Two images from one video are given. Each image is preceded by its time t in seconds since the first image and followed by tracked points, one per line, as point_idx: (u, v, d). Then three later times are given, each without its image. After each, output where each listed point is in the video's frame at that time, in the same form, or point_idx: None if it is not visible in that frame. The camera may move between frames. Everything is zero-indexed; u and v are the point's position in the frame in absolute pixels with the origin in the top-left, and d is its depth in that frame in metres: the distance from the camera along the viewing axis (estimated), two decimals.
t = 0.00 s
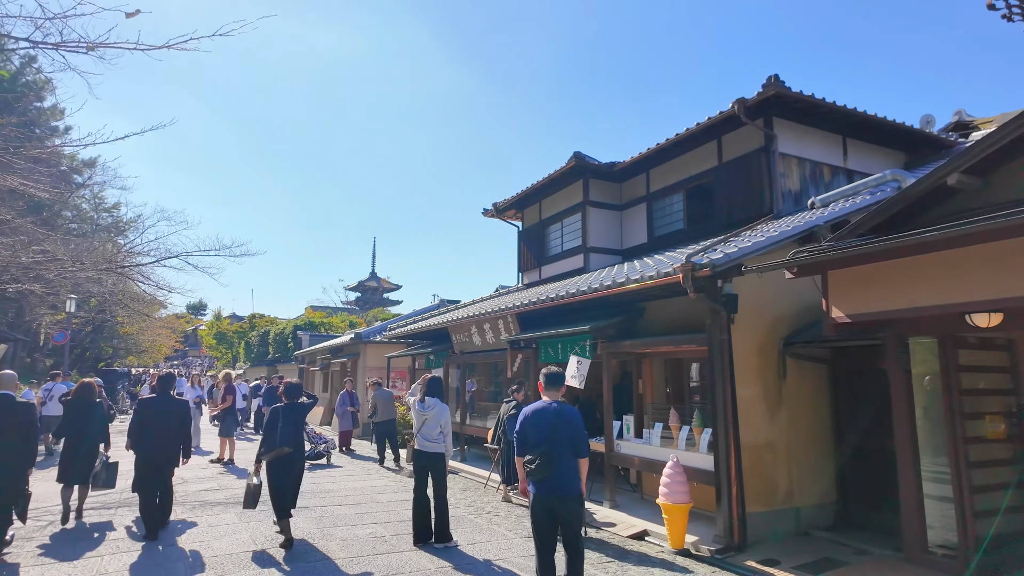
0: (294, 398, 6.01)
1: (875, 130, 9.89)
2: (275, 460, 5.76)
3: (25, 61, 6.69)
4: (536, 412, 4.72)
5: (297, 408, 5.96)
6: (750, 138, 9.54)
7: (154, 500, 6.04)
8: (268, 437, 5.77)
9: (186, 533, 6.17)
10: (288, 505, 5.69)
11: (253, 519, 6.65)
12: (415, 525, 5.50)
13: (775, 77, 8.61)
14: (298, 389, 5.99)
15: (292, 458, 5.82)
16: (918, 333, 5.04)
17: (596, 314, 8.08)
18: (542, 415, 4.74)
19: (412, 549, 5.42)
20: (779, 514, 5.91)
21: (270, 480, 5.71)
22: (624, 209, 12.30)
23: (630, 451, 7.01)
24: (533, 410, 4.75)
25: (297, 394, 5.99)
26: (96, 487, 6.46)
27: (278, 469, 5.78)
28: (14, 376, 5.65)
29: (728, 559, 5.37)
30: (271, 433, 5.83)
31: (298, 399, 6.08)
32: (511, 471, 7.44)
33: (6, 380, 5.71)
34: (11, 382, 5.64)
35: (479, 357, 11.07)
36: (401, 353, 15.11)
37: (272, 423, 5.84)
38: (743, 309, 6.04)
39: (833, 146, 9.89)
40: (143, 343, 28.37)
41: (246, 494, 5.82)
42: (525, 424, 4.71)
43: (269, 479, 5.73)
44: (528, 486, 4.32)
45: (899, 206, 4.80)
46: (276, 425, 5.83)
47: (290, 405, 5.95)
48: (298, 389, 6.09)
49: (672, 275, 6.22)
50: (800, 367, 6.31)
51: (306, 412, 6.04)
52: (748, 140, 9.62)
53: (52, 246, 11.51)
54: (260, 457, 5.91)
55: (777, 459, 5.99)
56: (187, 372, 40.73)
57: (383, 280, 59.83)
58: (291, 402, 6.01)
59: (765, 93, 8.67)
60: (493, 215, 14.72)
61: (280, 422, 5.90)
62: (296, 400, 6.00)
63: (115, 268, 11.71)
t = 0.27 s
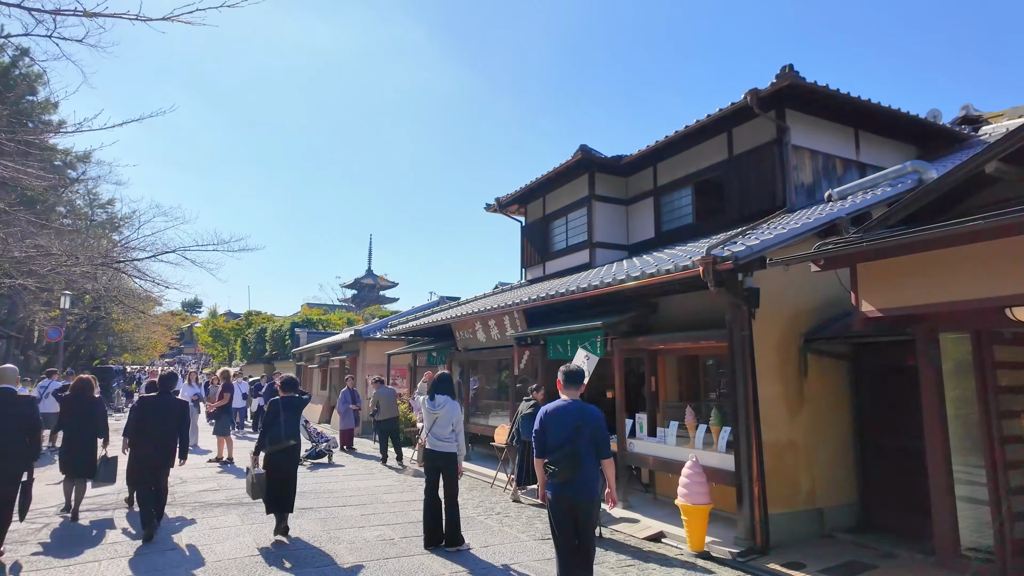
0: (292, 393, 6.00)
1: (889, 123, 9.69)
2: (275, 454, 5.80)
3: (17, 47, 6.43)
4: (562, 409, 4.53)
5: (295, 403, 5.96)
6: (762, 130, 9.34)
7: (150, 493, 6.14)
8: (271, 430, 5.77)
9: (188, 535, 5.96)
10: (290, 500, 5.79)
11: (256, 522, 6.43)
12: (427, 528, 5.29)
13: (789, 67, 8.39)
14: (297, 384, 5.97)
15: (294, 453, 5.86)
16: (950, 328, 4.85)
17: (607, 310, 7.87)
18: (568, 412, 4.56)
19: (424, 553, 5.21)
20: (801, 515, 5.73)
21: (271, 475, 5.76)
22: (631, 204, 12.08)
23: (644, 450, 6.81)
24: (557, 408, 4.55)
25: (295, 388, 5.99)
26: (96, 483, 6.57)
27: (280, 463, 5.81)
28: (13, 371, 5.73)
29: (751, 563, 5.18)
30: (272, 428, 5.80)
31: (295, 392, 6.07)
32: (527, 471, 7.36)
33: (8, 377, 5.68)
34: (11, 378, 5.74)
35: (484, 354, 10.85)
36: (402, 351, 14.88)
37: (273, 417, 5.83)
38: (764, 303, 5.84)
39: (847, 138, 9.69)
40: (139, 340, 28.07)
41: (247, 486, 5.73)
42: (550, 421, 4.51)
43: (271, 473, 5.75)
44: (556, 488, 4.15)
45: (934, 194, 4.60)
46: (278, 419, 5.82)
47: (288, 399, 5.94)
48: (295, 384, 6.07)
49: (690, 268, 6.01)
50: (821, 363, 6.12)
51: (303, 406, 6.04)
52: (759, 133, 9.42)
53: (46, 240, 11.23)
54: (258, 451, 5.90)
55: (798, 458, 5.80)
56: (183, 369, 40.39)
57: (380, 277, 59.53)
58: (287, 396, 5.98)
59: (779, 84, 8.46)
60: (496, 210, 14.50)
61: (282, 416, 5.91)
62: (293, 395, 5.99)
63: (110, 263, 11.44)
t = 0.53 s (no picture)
0: (285, 394, 6.13)
1: (903, 115, 9.50)
2: (275, 453, 5.97)
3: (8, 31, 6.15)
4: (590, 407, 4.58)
5: (289, 403, 6.08)
6: (776, 122, 9.12)
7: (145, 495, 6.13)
8: (268, 430, 5.94)
9: (190, 539, 5.74)
10: (297, 495, 5.95)
11: (259, 525, 6.19)
12: (440, 532, 5.08)
13: (806, 57, 8.18)
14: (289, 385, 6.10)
15: (289, 450, 6.00)
16: (987, 323, 4.65)
17: (619, 306, 7.66)
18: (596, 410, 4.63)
19: (436, 559, 4.98)
20: (826, 517, 5.53)
21: (271, 474, 5.91)
22: (638, 199, 11.87)
23: (660, 450, 6.60)
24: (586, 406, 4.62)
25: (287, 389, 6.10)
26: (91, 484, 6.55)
27: (277, 461, 5.96)
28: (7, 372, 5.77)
29: (778, 567, 4.98)
30: (269, 427, 5.99)
31: (287, 393, 6.23)
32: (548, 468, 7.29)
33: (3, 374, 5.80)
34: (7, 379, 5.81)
35: (489, 351, 10.63)
36: (405, 349, 14.64)
37: (268, 418, 5.99)
38: (788, 298, 5.63)
39: (860, 131, 9.49)
40: (136, 339, 27.78)
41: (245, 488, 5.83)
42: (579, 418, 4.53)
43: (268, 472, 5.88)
44: (591, 483, 4.17)
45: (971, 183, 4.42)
46: (274, 420, 5.99)
47: (282, 400, 6.09)
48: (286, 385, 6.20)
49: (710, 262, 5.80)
50: (845, 359, 5.92)
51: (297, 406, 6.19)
52: (773, 125, 9.20)
53: (40, 236, 10.98)
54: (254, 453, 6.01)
55: (823, 457, 5.60)
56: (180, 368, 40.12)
57: (378, 275, 59.27)
58: (279, 396, 6.13)
59: (796, 74, 8.24)
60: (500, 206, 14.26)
61: (275, 417, 6.03)
62: (287, 395, 6.12)
63: (107, 259, 11.18)
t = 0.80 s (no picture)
0: (276, 392, 6.21)
1: (921, 109, 9.29)
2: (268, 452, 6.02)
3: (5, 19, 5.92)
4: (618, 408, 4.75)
5: (280, 401, 6.19)
6: (793, 117, 8.92)
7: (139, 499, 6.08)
8: (262, 428, 6.00)
9: (195, 546, 5.54)
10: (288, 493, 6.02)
11: (266, 531, 5.99)
12: (456, 540, 4.88)
13: (826, 49, 7.96)
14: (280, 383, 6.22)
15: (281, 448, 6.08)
16: None
17: (634, 304, 7.45)
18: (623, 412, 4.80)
19: (453, 568, 4.78)
20: (856, 523, 5.33)
21: (264, 474, 5.93)
22: (648, 195, 11.65)
23: (679, 453, 6.40)
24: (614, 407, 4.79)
25: (278, 388, 6.22)
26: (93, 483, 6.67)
27: (268, 459, 6.03)
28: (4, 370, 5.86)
29: None
30: (260, 426, 6.04)
31: (276, 394, 6.29)
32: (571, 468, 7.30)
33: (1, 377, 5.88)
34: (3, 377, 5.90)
35: (498, 350, 10.43)
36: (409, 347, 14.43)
37: (260, 417, 6.05)
38: (817, 296, 5.43)
39: (878, 125, 9.27)
40: (135, 338, 27.57)
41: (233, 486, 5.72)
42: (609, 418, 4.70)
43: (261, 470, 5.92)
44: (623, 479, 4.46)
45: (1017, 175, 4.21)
46: (266, 418, 6.06)
47: (274, 398, 6.18)
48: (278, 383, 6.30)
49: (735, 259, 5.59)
50: (873, 360, 5.71)
51: (288, 406, 6.30)
52: (789, 119, 9.00)
53: (39, 232, 10.78)
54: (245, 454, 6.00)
55: (853, 462, 5.40)
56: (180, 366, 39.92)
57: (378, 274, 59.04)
58: (270, 395, 6.22)
59: (815, 66, 8.03)
60: (506, 202, 14.05)
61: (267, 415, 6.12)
62: (278, 394, 6.22)
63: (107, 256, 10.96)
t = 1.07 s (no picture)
0: (277, 391, 6.42)
1: (943, 102, 9.08)
2: (262, 449, 6.13)
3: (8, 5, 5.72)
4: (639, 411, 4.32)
5: (281, 399, 6.39)
6: (813, 109, 8.72)
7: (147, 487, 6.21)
8: (257, 425, 6.13)
9: (205, 550, 5.33)
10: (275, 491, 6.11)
11: (277, 535, 5.78)
12: (479, 545, 4.67)
13: (850, 39, 7.76)
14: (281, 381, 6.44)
15: (276, 446, 6.21)
16: None
17: (654, 300, 7.24)
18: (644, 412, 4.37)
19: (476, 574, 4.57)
20: (893, 527, 5.12)
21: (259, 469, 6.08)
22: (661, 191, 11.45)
23: (704, 454, 6.20)
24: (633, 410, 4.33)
25: (280, 386, 6.45)
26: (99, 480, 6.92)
27: (263, 455, 6.16)
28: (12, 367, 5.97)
29: None
30: (258, 422, 6.17)
31: (279, 391, 6.48)
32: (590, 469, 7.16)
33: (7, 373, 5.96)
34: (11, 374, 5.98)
35: (509, 349, 10.23)
36: (416, 346, 14.23)
37: (258, 413, 6.18)
38: (852, 291, 5.22)
39: (899, 119, 9.06)
40: (136, 337, 27.38)
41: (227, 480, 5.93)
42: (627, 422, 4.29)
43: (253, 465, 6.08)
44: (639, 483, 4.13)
45: None
46: (264, 414, 6.20)
47: (274, 395, 6.38)
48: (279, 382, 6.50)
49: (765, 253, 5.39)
50: (908, 358, 5.51)
51: (290, 404, 6.45)
52: (810, 112, 8.79)
53: (41, 228, 10.60)
54: (246, 450, 6.23)
55: (889, 463, 5.19)
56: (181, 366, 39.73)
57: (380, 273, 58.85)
58: (272, 393, 6.41)
59: (839, 57, 7.83)
60: (514, 199, 13.84)
61: (266, 411, 6.29)
62: (280, 392, 6.41)
63: (110, 253, 10.76)
